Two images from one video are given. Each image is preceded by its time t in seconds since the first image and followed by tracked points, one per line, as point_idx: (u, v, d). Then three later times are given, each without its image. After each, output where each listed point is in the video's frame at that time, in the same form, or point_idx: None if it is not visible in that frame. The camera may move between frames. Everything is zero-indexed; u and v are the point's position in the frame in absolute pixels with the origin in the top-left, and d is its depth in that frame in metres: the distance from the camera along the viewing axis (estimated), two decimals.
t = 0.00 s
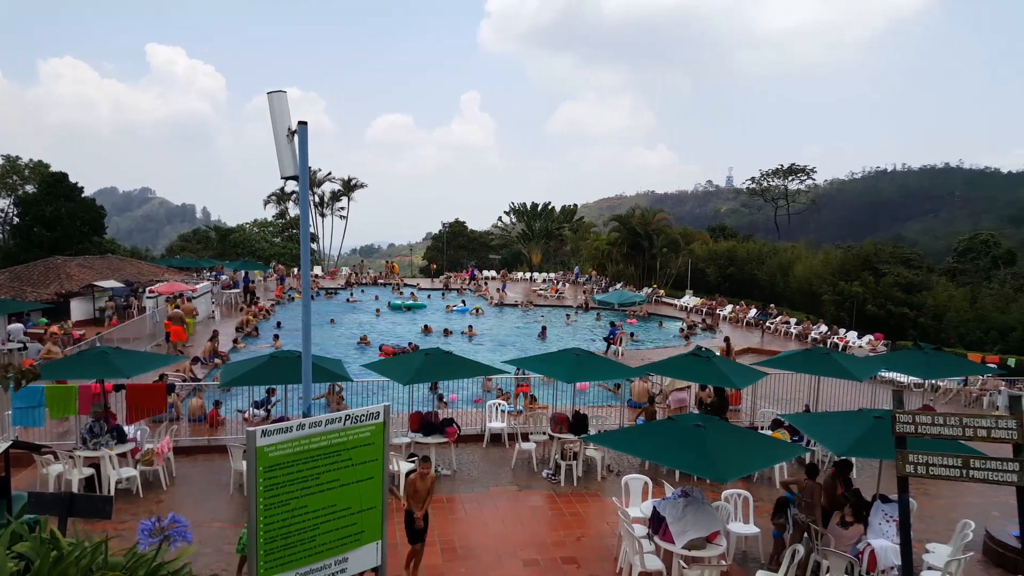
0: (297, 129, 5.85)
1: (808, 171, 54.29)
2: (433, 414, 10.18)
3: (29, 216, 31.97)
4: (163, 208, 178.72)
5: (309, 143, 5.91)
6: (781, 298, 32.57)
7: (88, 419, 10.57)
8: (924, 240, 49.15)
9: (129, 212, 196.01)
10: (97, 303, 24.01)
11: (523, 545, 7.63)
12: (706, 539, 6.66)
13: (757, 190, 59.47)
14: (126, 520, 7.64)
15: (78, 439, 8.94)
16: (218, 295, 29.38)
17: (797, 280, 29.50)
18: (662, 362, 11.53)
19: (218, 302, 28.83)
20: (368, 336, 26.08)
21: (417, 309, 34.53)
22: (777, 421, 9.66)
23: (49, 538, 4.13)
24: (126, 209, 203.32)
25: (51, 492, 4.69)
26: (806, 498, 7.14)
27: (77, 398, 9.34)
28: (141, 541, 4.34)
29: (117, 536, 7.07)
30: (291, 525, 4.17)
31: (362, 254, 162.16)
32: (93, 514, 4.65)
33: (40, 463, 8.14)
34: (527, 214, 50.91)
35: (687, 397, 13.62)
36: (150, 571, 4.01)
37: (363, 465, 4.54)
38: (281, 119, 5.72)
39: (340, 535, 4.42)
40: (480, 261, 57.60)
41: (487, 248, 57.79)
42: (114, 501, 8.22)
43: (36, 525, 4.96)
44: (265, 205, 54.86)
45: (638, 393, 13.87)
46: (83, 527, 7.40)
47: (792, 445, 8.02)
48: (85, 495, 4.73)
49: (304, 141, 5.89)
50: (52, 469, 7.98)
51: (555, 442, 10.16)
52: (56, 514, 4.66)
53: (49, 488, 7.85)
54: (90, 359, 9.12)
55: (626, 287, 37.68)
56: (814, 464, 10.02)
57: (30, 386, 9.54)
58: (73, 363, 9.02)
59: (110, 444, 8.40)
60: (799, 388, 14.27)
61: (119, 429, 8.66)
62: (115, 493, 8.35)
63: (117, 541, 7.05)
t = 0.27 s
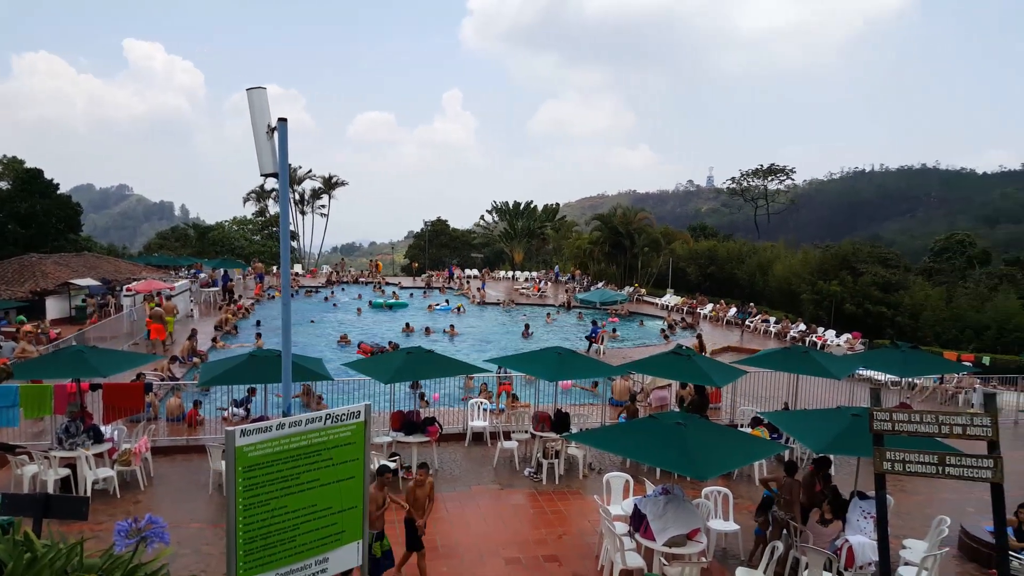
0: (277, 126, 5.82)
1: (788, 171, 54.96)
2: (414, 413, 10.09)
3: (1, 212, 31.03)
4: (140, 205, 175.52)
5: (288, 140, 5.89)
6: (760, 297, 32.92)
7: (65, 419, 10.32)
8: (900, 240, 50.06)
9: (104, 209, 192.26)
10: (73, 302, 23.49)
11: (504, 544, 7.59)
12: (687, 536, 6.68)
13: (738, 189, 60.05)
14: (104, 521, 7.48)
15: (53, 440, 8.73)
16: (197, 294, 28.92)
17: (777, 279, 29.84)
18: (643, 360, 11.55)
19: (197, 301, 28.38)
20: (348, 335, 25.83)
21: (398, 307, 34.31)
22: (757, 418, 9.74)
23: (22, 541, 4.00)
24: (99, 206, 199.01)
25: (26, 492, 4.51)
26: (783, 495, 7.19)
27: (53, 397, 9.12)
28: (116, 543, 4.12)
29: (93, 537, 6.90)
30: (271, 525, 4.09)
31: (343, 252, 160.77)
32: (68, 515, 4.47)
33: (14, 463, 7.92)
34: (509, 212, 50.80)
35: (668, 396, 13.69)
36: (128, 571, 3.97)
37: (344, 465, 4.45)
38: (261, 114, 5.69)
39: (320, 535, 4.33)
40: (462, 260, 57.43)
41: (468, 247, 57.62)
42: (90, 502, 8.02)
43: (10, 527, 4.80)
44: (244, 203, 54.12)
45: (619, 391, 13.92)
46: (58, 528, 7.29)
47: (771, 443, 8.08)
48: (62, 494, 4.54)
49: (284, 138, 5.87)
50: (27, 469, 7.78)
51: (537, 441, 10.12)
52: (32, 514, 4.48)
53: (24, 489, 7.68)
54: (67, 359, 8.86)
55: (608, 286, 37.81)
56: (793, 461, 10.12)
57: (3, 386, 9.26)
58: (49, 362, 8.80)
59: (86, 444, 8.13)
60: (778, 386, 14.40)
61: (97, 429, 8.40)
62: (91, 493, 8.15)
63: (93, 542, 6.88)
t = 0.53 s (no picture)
0: (257, 125, 5.74)
1: (768, 170, 55.52)
2: (398, 413, 9.98)
3: None
4: (116, 205, 172.16)
5: (269, 140, 5.82)
6: (742, 294, 33.22)
7: (44, 421, 10.07)
8: (879, 237, 50.95)
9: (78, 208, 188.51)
10: (51, 303, 22.93)
11: (487, 543, 7.53)
12: (670, 533, 6.69)
13: (719, 188, 60.56)
14: (84, 524, 7.31)
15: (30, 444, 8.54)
16: (177, 294, 28.45)
17: (758, 277, 30.12)
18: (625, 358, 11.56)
19: (177, 301, 27.91)
20: (330, 335, 25.56)
21: (381, 307, 34.07)
22: (740, 415, 9.80)
23: None
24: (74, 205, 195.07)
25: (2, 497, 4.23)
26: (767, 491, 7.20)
27: (31, 400, 8.89)
28: (95, 546, 4.10)
29: (72, 541, 6.72)
30: (253, 527, 3.99)
31: (325, 251, 159.22)
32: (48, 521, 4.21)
33: None
34: (492, 211, 50.70)
35: (651, 393, 13.72)
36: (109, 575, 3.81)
37: (327, 466, 4.36)
38: (240, 114, 5.61)
39: (303, 536, 4.23)
40: (445, 259, 57.20)
41: (451, 246, 57.42)
42: (70, 505, 7.82)
43: None
44: (224, 202, 53.37)
45: (602, 389, 13.92)
46: (37, 532, 7.11)
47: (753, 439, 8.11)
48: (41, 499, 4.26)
49: (264, 137, 5.80)
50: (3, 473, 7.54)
51: (521, 440, 10.07)
52: (8, 520, 4.22)
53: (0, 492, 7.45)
54: (46, 361, 8.60)
55: (591, 284, 37.88)
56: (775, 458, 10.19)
57: None
58: (26, 364, 8.59)
59: (65, 447, 8.03)
60: (760, 383, 14.52)
61: (76, 431, 8.32)
62: (71, 497, 7.96)
63: (71, 546, 6.70)
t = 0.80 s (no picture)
0: (242, 125, 5.63)
1: (753, 171, 55.93)
2: (384, 414, 9.87)
3: None
4: (97, 206, 169.77)
5: (254, 141, 5.71)
6: (727, 294, 33.42)
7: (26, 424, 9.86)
8: (863, 236, 51.54)
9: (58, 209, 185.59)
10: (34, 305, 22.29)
11: (474, 544, 7.45)
12: (657, 533, 6.66)
13: (705, 188, 60.91)
14: (67, 527, 7.15)
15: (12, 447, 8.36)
16: (161, 295, 28.06)
17: (743, 277, 30.31)
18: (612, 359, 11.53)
19: (162, 303, 27.52)
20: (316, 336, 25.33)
21: (368, 307, 33.85)
22: (726, 415, 9.82)
23: None
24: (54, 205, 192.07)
25: None
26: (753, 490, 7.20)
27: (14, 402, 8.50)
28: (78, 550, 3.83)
29: (55, 544, 6.56)
30: (238, 529, 3.88)
31: (310, 252, 158.09)
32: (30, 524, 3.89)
33: None
34: (478, 212, 50.61)
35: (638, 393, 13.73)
36: None
37: (313, 467, 4.25)
38: (225, 114, 5.49)
39: (288, 539, 4.12)
40: (431, 260, 56.97)
41: (438, 246, 57.19)
42: (53, 508, 7.64)
43: None
44: (209, 203, 52.77)
45: (589, 390, 13.89)
46: (19, 535, 6.94)
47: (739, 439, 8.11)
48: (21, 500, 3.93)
49: (249, 138, 5.69)
50: None
51: (508, 440, 10.01)
52: None
53: None
54: (30, 363, 8.40)
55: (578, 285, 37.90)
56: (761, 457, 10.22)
57: None
58: (9, 365, 8.37)
59: (49, 449, 7.81)
60: (746, 383, 14.57)
61: (60, 433, 8.13)
62: (55, 500, 7.78)
63: (54, 549, 6.54)
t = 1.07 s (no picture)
0: (230, 126, 5.56)
1: (741, 173, 56.28)
2: (373, 416, 9.81)
3: None
4: (83, 207, 167.94)
5: (242, 142, 5.64)
6: (716, 295, 33.61)
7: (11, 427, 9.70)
8: (850, 238, 52.00)
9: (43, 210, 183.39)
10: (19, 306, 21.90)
11: (463, 546, 7.42)
12: (646, 534, 6.66)
13: (693, 190, 61.22)
14: (52, 531, 7.04)
15: None
16: (149, 297, 27.78)
17: (732, 278, 30.47)
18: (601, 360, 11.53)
19: (150, 305, 27.25)
20: (304, 338, 25.17)
21: (357, 309, 33.70)
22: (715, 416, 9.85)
23: None
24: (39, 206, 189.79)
25: None
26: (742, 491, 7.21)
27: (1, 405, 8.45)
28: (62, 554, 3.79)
29: (39, 549, 6.45)
30: (225, 532, 3.83)
31: (299, 254, 157.33)
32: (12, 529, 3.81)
33: None
34: (468, 213, 50.54)
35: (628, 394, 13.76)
36: None
37: (301, 470, 4.19)
38: (212, 114, 5.42)
39: (276, 542, 4.06)
40: (421, 261, 56.82)
41: (427, 248, 57.09)
42: (38, 512, 7.52)
43: None
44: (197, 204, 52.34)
45: (578, 391, 13.90)
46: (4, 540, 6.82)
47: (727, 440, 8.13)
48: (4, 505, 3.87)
49: (237, 139, 5.61)
50: None
51: (497, 441, 9.98)
52: None
53: None
54: (14, 366, 8.27)
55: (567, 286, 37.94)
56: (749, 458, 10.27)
57: None
58: None
59: (34, 453, 7.63)
60: (734, 383, 14.64)
61: (46, 436, 8.01)
62: (40, 504, 7.65)
63: (38, 554, 6.43)
